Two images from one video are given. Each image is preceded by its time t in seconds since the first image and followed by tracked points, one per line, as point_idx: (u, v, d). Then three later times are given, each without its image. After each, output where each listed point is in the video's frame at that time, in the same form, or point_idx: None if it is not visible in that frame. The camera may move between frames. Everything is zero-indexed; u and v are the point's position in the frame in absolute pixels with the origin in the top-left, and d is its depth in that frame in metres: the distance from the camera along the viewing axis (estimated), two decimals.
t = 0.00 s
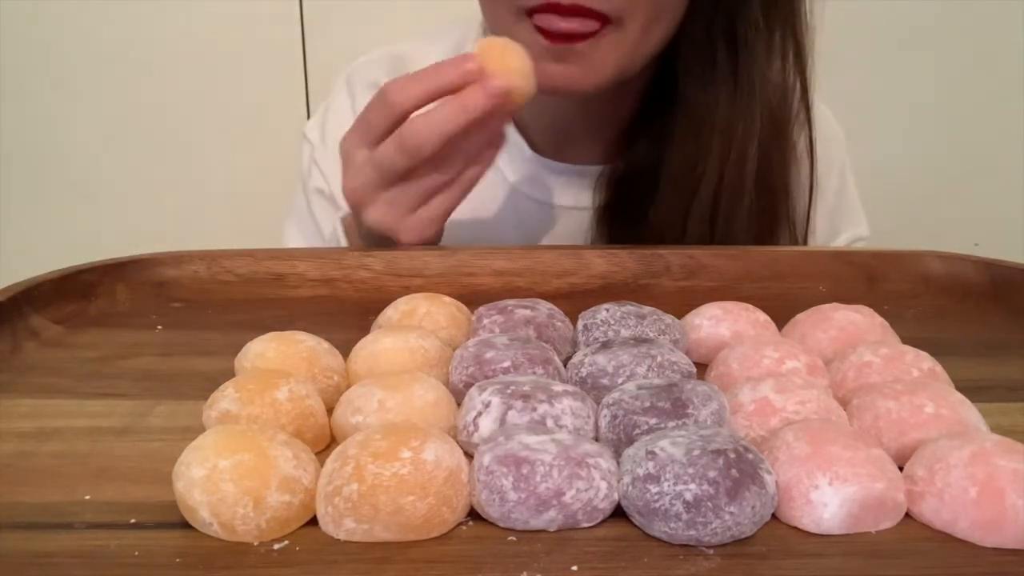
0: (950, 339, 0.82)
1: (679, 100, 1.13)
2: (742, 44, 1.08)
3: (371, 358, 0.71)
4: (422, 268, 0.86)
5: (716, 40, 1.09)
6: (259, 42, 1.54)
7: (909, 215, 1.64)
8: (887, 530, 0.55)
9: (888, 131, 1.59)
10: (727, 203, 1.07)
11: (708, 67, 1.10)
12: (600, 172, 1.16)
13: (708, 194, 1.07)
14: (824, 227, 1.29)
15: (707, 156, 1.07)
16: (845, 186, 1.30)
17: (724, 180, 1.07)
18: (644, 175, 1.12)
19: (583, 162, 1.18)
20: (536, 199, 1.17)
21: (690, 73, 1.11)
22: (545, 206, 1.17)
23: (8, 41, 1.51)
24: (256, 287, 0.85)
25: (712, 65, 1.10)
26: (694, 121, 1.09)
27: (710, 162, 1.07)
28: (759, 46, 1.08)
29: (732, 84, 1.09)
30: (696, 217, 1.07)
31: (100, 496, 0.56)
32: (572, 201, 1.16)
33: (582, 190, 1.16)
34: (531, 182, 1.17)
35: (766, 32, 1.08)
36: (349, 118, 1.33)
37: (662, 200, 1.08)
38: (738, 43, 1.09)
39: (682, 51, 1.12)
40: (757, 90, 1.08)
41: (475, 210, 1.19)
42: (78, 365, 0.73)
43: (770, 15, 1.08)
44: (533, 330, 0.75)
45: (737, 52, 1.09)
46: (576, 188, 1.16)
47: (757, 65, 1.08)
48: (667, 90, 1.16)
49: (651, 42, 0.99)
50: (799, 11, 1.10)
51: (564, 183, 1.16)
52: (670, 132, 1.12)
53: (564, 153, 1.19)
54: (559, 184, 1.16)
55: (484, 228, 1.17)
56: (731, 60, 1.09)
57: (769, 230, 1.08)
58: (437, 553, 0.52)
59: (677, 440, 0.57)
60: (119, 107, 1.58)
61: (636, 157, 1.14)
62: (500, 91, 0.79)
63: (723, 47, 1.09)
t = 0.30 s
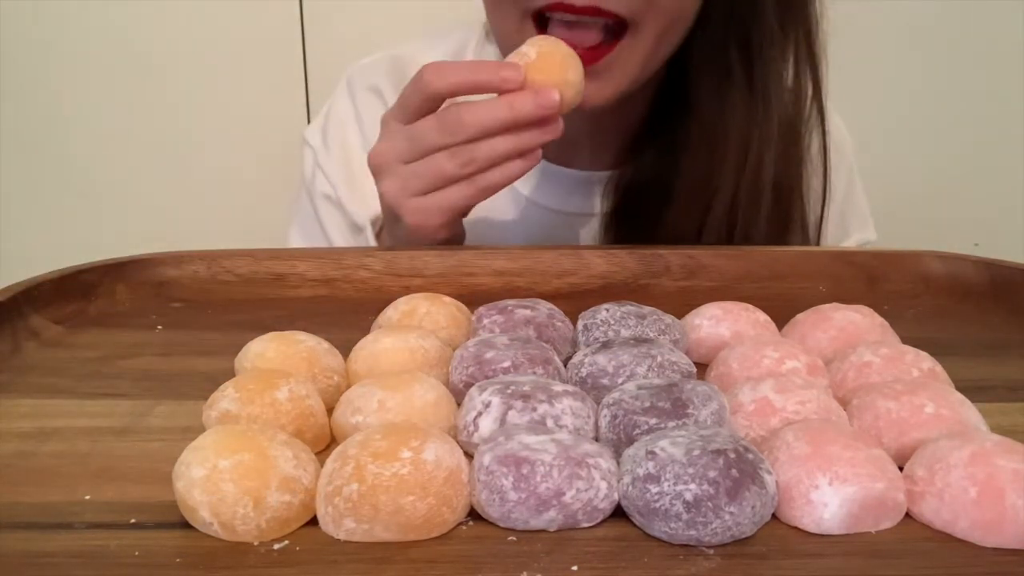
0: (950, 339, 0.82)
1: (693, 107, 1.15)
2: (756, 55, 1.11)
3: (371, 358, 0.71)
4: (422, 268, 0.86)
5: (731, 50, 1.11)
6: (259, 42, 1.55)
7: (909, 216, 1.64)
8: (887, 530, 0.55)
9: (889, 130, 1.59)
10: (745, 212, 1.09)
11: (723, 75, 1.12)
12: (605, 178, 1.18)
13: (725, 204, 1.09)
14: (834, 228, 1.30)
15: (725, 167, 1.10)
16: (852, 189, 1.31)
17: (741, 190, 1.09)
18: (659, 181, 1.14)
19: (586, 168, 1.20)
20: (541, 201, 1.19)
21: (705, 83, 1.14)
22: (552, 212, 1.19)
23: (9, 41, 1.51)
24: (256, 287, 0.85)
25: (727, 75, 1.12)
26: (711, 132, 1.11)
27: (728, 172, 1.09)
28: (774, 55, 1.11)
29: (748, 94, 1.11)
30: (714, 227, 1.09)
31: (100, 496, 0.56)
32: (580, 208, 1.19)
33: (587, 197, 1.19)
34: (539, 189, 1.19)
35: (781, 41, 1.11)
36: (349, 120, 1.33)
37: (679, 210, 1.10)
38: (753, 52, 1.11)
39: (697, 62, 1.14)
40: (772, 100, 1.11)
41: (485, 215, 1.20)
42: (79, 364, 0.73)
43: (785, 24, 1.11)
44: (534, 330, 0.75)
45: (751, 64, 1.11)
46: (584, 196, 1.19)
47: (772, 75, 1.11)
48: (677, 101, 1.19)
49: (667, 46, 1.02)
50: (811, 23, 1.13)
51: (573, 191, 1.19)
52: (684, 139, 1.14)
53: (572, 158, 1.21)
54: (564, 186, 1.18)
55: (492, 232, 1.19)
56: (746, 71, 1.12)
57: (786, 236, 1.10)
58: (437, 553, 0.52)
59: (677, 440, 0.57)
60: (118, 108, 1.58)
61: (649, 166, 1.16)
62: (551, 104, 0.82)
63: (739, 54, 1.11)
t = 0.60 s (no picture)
0: (950, 339, 0.82)
1: (694, 116, 1.16)
2: (757, 65, 1.12)
3: (371, 358, 0.71)
4: (422, 268, 0.86)
5: (732, 60, 1.13)
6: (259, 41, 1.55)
7: (911, 216, 1.64)
8: (887, 530, 0.55)
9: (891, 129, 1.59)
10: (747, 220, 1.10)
11: (723, 86, 1.14)
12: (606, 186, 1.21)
13: (728, 213, 1.10)
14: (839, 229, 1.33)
15: (726, 175, 1.10)
16: (854, 194, 1.35)
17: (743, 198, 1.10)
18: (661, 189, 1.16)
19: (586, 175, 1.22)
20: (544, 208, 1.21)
21: (707, 93, 1.15)
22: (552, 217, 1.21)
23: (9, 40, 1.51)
24: (256, 287, 0.85)
25: (727, 85, 1.13)
26: (712, 140, 1.12)
27: (730, 180, 1.10)
28: (776, 65, 1.12)
29: (749, 105, 1.12)
30: (716, 235, 1.10)
31: (100, 496, 0.56)
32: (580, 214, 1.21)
33: (587, 202, 1.21)
34: (540, 194, 1.21)
35: (782, 52, 1.12)
36: (349, 121, 1.33)
37: (681, 218, 1.11)
38: (754, 62, 1.12)
39: (699, 72, 1.15)
40: (774, 109, 1.12)
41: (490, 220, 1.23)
42: (79, 364, 0.73)
43: (786, 34, 1.12)
44: (533, 330, 0.75)
45: (752, 74, 1.13)
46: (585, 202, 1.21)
47: (772, 85, 1.12)
48: (680, 111, 1.20)
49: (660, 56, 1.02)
50: (812, 34, 1.14)
51: (574, 196, 1.21)
52: (685, 147, 1.16)
53: (571, 163, 1.23)
54: (566, 194, 1.20)
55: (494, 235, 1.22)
56: (747, 80, 1.13)
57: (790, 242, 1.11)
58: (437, 554, 0.52)
59: (677, 440, 0.57)
60: (119, 108, 1.58)
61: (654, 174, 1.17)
62: (555, 77, 0.84)
63: (739, 65, 1.13)
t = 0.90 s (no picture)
0: (950, 339, 0.82)
1: (682, 124, 1.16)
2: (743, 69, 1.11)
3: (371, 358, 0.71)
4: (422, 268, 0.86)
5: (717, 65, 1.12)
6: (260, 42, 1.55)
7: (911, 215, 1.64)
8: (887, 530, 0.55)
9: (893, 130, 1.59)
10: (735, 227, 1.11)
11: (709, 94, 1.13)
12: (607, 187, 1.22)
13: (715, 222, 1.11)
14: (838, 230, 1.33)
15: (710, 184, 1.11)
16: (854, 195, 1.35)
17: (728, 207, 1.11)
18: (652, 197, 1.17)
19: (585, 176, 1.22)
20: (546, 210, 1.21)
21: (693, 98, 1.15)
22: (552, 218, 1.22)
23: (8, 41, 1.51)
24: (256, 287, 0.85)
25: (714, 94, 1.13)
26: (697, 148, 1.13)
27: (714, 190, 1.11)
28: (762, 73, 1.11)
29: (735, 114, 1.12)
30: (703, 243, 1.11)
31: (101, 496, 0.56)
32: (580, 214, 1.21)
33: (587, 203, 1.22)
34: (541, 195, 1.21)
35: (769, 59, 1.11)
36: (349, 123, 1.33)
37: (669, 227, 1.12)
38: (740, 71, 1.11)
39: (686, 76, 1.15)
40: (760, 119, 1.11)
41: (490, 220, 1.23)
42: (79, 364, 0.73)
43: (773, 42, 1.11)
44: (533, 330, 0.75)
45: (738, 78, 1.12)
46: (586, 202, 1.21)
47: (759, 94, 1.11)
48: (672, 116, 1.21)
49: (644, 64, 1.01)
50: (801, 34, 1.12)
51: (575, 197, 1.21)
52: (675, 155, 1.16)
53: (569, 166, 1.23)
54: (569, 196, 1.21)
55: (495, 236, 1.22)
56: (732, 85, 1.12)
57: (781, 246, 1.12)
58: (437, 554, 0.52)
59: (678, 440, 0.57)
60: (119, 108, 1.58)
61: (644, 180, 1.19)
62: (547, 69, 0.86)
63: (726, 73, 1.12)
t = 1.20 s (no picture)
0: (950, 339, 0.82)
1: (682, 125, 1.16)
2: (743, 70, 1.11)
3: (371, 358, 0.71)
4: (422, 268, 0.86)
5: (717, 66, 1.12)
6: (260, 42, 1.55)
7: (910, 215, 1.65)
8: (887, 530, 0.55)
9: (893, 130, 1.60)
10: (734, 228, 1.12)
11: (709, 95, 1.13)
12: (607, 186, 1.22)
13: (715, 222, 1.11)
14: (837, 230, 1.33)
15: (710, 185, 1.11)
16: (854, 194, 1.35)
17: (728, 208, 1.11)
18: (652, 197, 1.17)
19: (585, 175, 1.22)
20: (546, 209, 1.22)
21: (693, 98, 1.15)
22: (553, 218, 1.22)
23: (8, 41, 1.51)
24: (256, 287, 0.85)
25: (714, 95, 1.13)
26: (697, 148, 1.13)
27: (714, 191, 1.11)
28: (763, 75, 1.11)
29: (736, 115, 1.12)
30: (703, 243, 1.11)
31: (101, 496, 0.56)
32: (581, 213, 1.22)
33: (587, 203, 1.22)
34: (541, 195, 1.21)
35: (769, 60, 1.11)
36: (350, 123, 1.33)
37: (668, 227, 1.12)
38: (740, 73, 1.11)
39: (686, 76, 1.15)
40: (761, 120, 1.11)
41: (489, 219, 1.23)
42: (79, 364, 0.73)
43: (773, 43, 1.11)
44: (533, 330, 0.75)
45: (738, 79, 1.12)
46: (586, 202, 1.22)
47: (759, 95, 1.11)
48: (671, 117, 1.21)
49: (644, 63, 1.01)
50: (801, 35, 1.12)
51: (576, 197, 1.22)
52: (675, 155, 1.16)
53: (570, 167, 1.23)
54: (569, 196, 1.21)
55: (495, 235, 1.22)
56: (733, 85, 1.12)
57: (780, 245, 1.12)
58: (437, 554, 0.52)
59: (677, 440, 0.57)
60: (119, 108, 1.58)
61: (644, 179, 1.19)
62: (543, 64, 0.86)
63: (726, 75, 1.12)
